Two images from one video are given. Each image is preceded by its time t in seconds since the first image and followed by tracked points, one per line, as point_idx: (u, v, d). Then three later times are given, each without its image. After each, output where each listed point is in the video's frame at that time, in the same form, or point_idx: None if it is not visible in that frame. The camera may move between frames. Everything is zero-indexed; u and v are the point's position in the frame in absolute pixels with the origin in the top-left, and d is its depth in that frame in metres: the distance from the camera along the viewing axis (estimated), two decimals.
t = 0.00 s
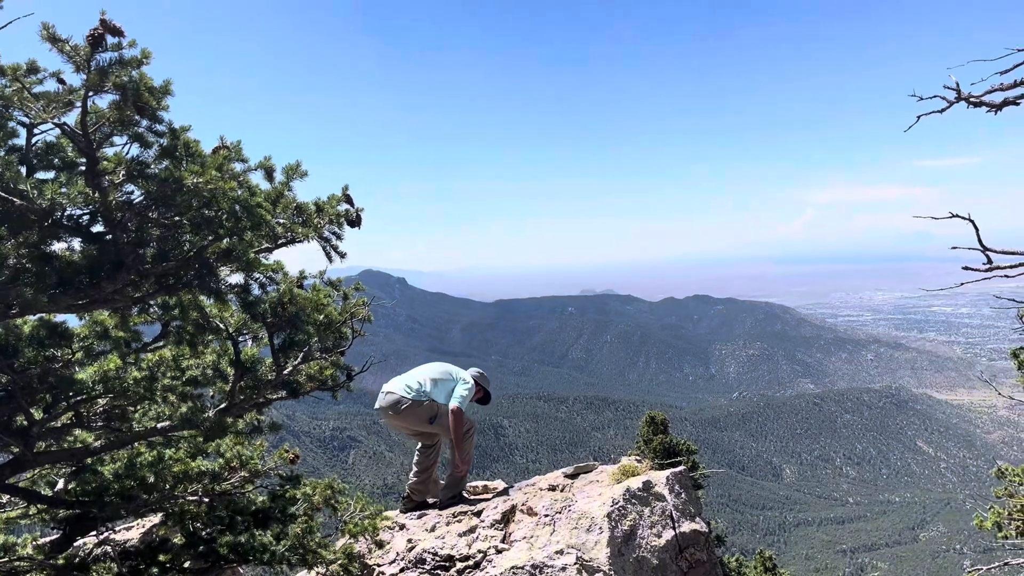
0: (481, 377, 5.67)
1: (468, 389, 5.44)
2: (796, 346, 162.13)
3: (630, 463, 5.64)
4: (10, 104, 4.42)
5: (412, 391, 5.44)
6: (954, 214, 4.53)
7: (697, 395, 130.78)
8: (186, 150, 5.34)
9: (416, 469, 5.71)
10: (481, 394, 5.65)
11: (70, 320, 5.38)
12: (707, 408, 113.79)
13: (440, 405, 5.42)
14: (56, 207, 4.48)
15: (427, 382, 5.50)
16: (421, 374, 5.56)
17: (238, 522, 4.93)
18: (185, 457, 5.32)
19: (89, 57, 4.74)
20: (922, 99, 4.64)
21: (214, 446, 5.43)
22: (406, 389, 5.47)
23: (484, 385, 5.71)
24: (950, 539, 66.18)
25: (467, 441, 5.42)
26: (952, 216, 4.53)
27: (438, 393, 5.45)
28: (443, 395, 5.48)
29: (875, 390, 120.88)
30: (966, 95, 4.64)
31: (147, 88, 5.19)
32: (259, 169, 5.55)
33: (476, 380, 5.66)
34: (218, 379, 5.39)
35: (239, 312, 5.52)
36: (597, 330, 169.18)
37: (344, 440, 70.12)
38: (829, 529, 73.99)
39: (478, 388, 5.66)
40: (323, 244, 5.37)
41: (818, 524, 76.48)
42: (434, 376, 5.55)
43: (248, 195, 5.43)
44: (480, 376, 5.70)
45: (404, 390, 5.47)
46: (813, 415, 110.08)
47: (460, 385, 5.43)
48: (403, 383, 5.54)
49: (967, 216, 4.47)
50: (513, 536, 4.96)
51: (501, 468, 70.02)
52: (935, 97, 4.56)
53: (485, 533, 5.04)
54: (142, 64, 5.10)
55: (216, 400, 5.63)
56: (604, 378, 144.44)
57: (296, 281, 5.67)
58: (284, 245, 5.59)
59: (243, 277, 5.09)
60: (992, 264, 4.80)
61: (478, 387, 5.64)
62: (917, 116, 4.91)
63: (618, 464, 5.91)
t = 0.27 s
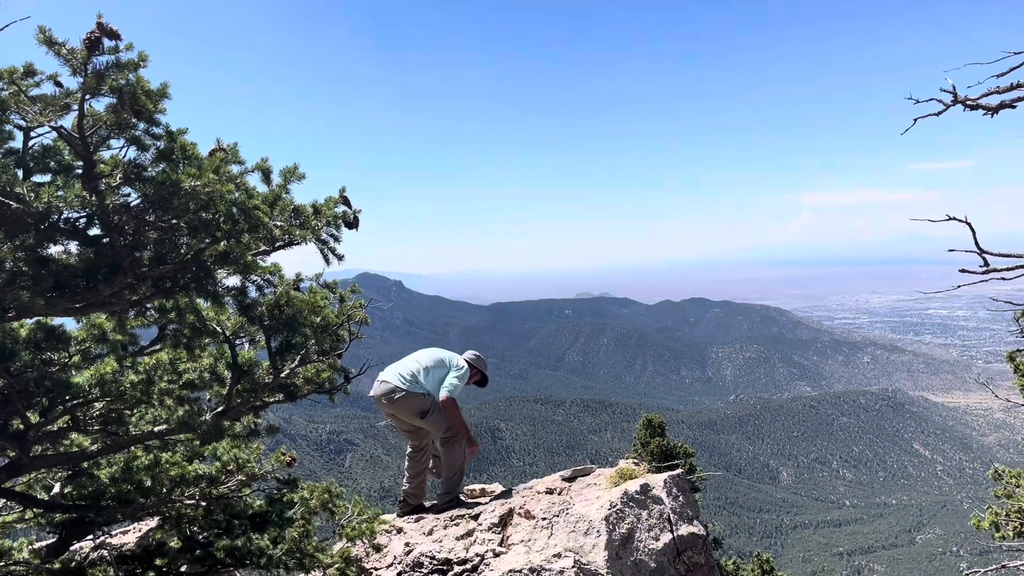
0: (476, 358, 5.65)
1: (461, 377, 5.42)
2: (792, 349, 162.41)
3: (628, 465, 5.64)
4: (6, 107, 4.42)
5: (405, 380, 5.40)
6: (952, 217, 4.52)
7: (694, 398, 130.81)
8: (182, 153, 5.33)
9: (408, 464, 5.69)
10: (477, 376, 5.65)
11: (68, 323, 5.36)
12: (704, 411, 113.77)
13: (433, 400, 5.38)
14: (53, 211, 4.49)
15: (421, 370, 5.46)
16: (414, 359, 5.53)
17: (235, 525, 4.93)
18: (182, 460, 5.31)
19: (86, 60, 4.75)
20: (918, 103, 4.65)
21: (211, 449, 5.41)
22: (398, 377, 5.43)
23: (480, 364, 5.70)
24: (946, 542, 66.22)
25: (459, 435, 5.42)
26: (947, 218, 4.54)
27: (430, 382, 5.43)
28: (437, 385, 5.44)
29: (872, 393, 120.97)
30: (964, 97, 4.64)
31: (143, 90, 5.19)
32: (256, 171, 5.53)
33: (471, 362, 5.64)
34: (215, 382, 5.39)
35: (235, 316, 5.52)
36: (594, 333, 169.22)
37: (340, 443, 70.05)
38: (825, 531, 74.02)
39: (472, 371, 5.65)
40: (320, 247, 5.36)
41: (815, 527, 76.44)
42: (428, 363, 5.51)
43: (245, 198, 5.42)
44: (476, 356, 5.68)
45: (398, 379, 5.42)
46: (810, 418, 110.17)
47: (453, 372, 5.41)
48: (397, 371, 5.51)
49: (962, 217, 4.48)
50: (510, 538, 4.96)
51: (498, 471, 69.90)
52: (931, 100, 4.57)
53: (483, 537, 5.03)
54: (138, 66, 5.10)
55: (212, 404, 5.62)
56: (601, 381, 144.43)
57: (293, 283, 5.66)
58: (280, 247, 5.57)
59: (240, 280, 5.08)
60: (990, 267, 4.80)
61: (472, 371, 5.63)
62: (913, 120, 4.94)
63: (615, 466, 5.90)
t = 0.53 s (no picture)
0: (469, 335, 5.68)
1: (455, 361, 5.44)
2: (789, 352, 162.61)
3: (625, 469, 5.63)
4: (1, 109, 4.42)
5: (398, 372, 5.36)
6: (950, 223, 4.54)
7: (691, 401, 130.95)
8: (178, 155, 5.33)
9: (398, 465, 5.65)
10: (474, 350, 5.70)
11: (65, 326, 5.37)
12: (701, 414, 113.89)
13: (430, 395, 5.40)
14: (50, 213, 4.45)
15: (412, 357, 5.45)
16: (404, 348, 5.52)
17: (231, 529, 4.93)
18: (179, 463, 5.32)
19: (84, 62, 4.75)
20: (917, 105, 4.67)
21: (208, 452, 5.38)
22: (389, 368, 5.40)
23: (473, 340, 5.77)
24: (942, 545, 66.23)
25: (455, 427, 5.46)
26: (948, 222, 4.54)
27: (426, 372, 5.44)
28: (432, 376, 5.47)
29: (868, 396, 121.29)
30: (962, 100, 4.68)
31: (141, 93, 5.20)
32: (254, 174, 5.49)
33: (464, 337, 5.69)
34: (212, 386, 5.39)
35: (232, 318, 5.52)
36: (592, 336, 169.18)
37: (337, 446, 69.92)
38: (821, 534, 74.01)
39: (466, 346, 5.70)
40: (319, 250, 5.35)
41: (811, 530, 76.46)
42: (418, 352, 5.49)
43: (244, 201, 5.42)
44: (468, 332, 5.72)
45: (388, 371, 5.39)
46: (806, 421, 110.25)
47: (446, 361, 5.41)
48: (388, 360, 5.47)
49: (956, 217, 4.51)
50: (507, 542, 4.96)
51: (495, 474, 69.88)
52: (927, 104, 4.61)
53: (480, 540, 5.03)
54: (135, 69, 5.13)
55: (210, 406, 5.65)
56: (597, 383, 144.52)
57: (290, 286, 5.65)
58: (278, 250, 5.58)
59: (237, 283, 5.06)
60: (984, 271, 4.84)
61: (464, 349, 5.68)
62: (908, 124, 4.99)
63: (614, 469, 5.88)
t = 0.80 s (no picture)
0: (457, 310, 5.59)
1: (443, 344, 5.36)
2: (786, 354, 162.79)
3: (621, 471, 5.63)
4: None
5: (390, 370, 5.39)
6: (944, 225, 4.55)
7: (688, 403, 130.96)
8: (173, 157, 5.34)
9: (397, 467, 5.66)
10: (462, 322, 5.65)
11: (59, 329, 5.34)
12: (698, 416, 113.89)
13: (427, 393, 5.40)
14: (45, 216, 4.46)
15: (402, 350, 5.42)
16: (393, 346, 5.48)
17: (227, 532, 4.93)
18: (174, 466, 5.32)
19: (78, 64, 4.75)
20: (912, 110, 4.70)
21: (204, 455, 5.39)
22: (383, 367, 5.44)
23: (464, 312, 5.67)
24: (939, 547, 66.25)
25: (448, 416, 5.43)
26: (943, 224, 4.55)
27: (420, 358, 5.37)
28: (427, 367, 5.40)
29: (865, 398, 121.32)
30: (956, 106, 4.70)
31: (135, 95, 5.22)
32: (248, 176, 5.49)
33: (452, 311, 5.60)
34: (208, 388, 5.38)
35: (228, 321, 5.49)
36: (589, 338, 169.23)
37: (333, 449, 69.85)
38: (818, 537, 73.98)
39: (454, 323, 5.65)
40: (313, 251, 5.33)
41: (808, 533, 76.41)
42: (408, 341, 5.44)
43: (238, 202, 5.42)
44: (458, 305, 5.62)
45: (382, 370, 5.42)
46: (803, 423, 110.31)
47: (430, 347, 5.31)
48: (383, 357, 5.49)
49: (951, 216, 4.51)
50: (503, 544, 4.96)
51: (492, 477, 69.73)
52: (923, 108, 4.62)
53: (476, 543, 5.02)
54: (129, 71, 5.12)
55: (205, 409, 5.62)
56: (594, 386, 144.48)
57: (285, 289, 5.64)
58: (274, 251, 5.58)
59: (233, 285, 5.06)
60: (978, 273, 4.86)
61: (452, 327, 5.62)
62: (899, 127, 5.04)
63: (611, 472, 5.88)
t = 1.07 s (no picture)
0: (450, 307, 5.42)
1: (435, 338, 5.24)
2: (782, 357, 163.11)
3: (618, 475, 5.62)
4: None
5: (389, 368, 5.45)
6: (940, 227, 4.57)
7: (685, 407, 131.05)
8: (168, 161, 5.34)
9: (396, 468, 5.64)
10: (461, 321, 5.46)
11: (55, 332, 5.32)
12: (695, 419, 114.02)
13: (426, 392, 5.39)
14: (40, 219, 4.44)
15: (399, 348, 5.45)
16: (390, 346, 5.50)
17: (224, 535, 4.93)
18: (170, 470, 5.31)
19: (68, 66, 4.75)
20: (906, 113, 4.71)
21: (199, 459, 5.37)
22: (383, 364, 5.51)
23: (464, 309, 5.47)
24: (935, 550, 66.41)
25: (442, 411, 5.36)
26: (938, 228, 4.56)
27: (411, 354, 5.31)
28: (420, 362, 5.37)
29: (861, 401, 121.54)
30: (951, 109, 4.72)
31: (127, 95, 5.22)
32: (243, 177, 5.47)
33: (448, 311, 5.43)
34: (204, 392, 5.36)
35: (224, 324, 5.49)
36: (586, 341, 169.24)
37: (330, 452, 69.88)
38: (815, 540, 73.99)
39: (451, 321, 5.46)
40: (308, 252, 5.31)
41: (804, 536, 76.45)
42: (403, 338, 5.45)
43: (233, 204, 5.41)
44: (456, 302, 5.44)
45: (382, 370, 5.52)
46: (800, 426, 110.40)
47: (417, 343, 5.27)
48: (383, 356, 5.59)
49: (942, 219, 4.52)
50: (500, 548, 4.96)
51: (489, 480, 69.62)
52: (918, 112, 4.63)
53: (473, 546, 5.02)
54: (119, 70, 5.11)
55: (201, 412, 5.61)
56: (591, 389, 144.60)
57: (282, 291, 5.61)
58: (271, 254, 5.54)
59: (228, 287, 5.06)
60: (974, 276, 4.86)
61: (447, 325, 5.43)
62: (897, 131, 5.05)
63: (608, 475, 5.87)
